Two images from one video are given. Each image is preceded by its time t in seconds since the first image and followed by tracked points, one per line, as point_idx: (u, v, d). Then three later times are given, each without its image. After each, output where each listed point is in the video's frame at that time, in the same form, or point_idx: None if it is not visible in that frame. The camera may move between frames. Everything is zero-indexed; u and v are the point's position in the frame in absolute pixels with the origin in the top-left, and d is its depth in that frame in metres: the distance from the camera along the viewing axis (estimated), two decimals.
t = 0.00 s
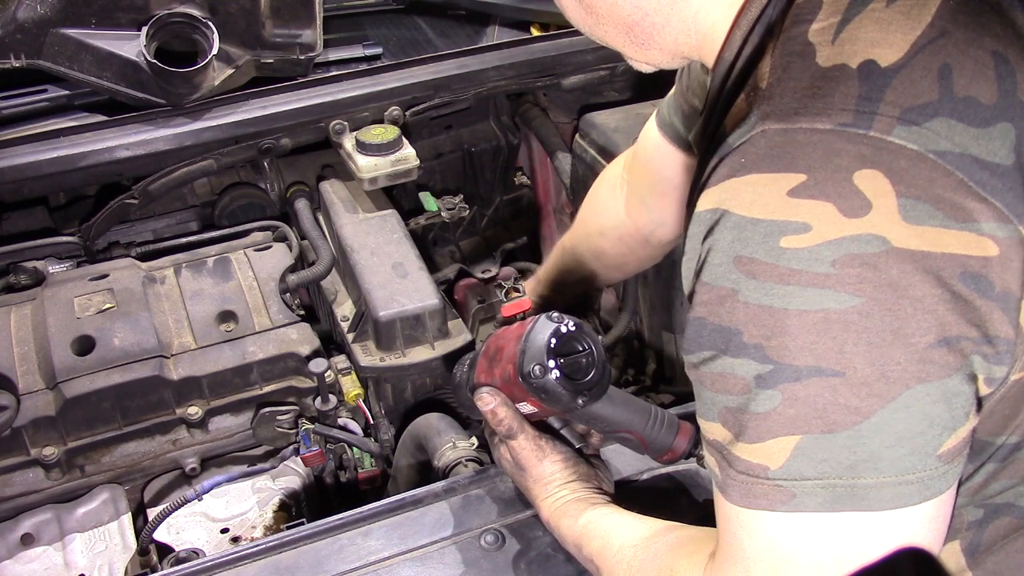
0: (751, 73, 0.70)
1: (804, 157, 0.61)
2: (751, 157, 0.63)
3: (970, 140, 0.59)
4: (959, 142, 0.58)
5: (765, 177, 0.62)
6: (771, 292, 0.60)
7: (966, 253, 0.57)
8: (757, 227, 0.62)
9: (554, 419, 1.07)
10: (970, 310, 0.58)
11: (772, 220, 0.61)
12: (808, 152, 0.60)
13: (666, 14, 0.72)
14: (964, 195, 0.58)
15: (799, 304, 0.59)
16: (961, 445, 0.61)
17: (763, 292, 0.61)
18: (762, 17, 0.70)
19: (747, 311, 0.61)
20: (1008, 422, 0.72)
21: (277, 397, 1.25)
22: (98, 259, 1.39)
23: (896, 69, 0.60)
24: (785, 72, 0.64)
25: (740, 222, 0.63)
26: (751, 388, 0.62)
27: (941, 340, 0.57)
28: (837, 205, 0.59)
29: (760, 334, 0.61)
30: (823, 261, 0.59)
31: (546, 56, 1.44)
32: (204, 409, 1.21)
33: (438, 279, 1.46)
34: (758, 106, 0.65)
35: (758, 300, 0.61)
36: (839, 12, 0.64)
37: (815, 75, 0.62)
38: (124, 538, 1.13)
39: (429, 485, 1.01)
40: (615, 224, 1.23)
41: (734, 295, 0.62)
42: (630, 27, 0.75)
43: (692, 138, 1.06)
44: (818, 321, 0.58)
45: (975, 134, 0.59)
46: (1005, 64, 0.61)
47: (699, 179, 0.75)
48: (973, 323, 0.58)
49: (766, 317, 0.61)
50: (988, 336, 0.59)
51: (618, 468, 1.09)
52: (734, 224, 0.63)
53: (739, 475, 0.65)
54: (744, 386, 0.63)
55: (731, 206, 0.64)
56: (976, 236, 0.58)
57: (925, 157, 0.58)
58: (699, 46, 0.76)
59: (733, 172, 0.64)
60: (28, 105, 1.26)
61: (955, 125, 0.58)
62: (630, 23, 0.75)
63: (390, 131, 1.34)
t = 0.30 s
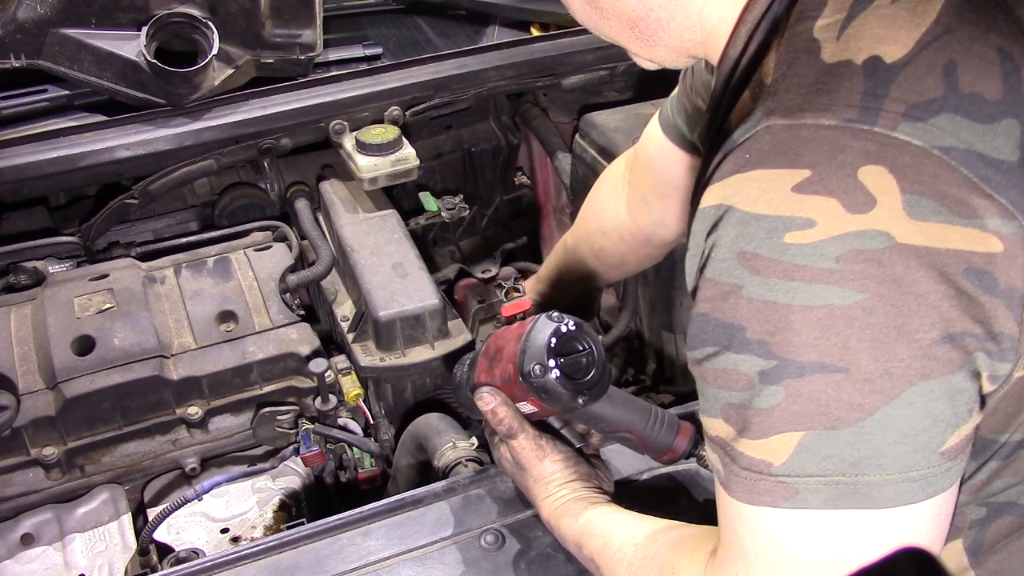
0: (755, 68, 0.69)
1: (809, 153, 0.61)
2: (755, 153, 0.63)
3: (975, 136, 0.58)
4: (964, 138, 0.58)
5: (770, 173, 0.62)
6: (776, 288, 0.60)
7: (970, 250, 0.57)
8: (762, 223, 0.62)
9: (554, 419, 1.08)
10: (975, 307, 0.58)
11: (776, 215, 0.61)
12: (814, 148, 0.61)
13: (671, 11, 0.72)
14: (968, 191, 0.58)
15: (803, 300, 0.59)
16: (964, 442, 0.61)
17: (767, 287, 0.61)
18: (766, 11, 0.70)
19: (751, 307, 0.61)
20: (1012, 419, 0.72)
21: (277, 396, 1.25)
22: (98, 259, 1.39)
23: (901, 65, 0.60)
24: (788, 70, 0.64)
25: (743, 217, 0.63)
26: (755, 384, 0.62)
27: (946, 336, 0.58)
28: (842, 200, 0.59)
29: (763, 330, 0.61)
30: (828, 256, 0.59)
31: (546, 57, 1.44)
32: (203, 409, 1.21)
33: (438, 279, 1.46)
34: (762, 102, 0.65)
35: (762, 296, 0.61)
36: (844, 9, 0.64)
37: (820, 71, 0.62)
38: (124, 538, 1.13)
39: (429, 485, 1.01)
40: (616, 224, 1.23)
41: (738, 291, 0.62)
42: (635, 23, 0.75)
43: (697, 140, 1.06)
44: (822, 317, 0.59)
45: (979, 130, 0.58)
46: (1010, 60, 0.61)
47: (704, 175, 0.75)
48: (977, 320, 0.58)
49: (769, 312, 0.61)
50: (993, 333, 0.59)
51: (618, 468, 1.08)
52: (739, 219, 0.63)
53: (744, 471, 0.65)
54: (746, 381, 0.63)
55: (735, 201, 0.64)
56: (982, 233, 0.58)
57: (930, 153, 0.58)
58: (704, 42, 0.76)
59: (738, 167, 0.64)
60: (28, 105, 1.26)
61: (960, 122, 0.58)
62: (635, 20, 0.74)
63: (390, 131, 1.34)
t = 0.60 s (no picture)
0: (756, 67, 0.69)
1: (807, 151, 0.61)
2: (755, 151, 0.63)
3: (972, 135, 0.58)
4: (962, 136, 0.58)
5: (767, 171, 0.62)
6: (772, 286, 0.60)
7: (968, 248, 0.57)
8: (760, 222, 0.62)
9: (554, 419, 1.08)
10: (971, 306, 0.58)
11: (773, 213, 0.61)
12: (811, 147, 0.60)
13: (673, 8, 0.72)
14: (965, 189, 0.58)
15: (799, 298, 0.59)
16: (961, 441, 0.61)
17: (764, 285, 0.61)
18: (768, 9, 0.70)
19: (749, 305, 0.61)
20: (1010, 419, 0.72)
21: (277, 396, 1.25)
22: (98, 259, 1.39)
23: (898, 64, 0.60)
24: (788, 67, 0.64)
25: (741, 215, 0.63)
26: (752, 381, 0.62)
27: (941, 335, 0.58)
28: (839, 200, 0.59)
29: (761, 327, 0.61)
30: (824, 255, 0.59)
31: (545, 57, 1.44)
32: (204, 409, 1.21)
33: (438, 279, 1.46)
34: (761, 101, 0.65)
35: (760, 294, 0.61)
36: (843, 8, 0.63)
37: (818, 70, 0.62)
38: (124, 538, 1.13)
39: (429, 485, 1.01)
40: (617, 225, 1.23)
41: (736, 288, 0.62)
42: (637, 21, 0.75)
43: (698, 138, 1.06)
44: (819, 317, 0.59)
45: (976, 129, 0.58)
46: (1009, 60, 0.61)
47: (704, 172, 0.75)
48: (974, 319, 0.58)
49: (766, 309, 0.61)
50: (990, 332, 0.59)
51: (618, 468, 1.08)
52: (738, 218, 0.63)
53: (741, 469, 0.64)
54: (745, 379, 0.63)
55: (733, 200, 0.64)
56: (979, 231, 0.58)
57: (926, 151, 0.58)
58: (706, 39, 0.76)
59: (736, 166, 0.64)
60: (28, 105, 1.26)
61: (958, 121, 0.58)
62: (637, 17, 0.74)
63: (390, 131, 1.34)
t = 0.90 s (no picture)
0: (756, 67, 0.69)
1: (807, 152, 0.61)
2: (754, 152, 0.63)
3: (971, 135, 0.59)
4: (961, 137, 0.58)
5: (766, 172, 0.62)
6: (771, 287, 0.60)
7: (967, 248, 0.57)
8: (759, 223, 0.62)
9: (554, 419, 1.08)
10: (971, 306, 0.58)
11: (773, 213, 0.61)
12: (811, 147, 0.61)
13: (672, 8, 0.72)
14: (964, 190, 0.58)
15: (799, 299, 0.59)
16: (961, 441, 0.61)
17: (764, 286, 0.61)
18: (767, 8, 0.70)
19: (749, 305, 0.61)
20: (1009, 418, 0.72)
21: (277, 396, 1.25)
22: (98, 259, 1.39)
23: (899, 63, 0.60)
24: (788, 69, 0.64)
25: (741, 217, 0.63)
26: (753, 382, 0.62)
27: (941, 335, 0.57)
28: (838, 200, 0.59)
29: (762, 328, 0.61)
30: (824, 255, 0.59)
31: (544, 57, 1.44)
32: (204, 409, 1.21)
33: (438, 279, 1.46)
34: (761, 101, 0.65)
35: (760, 295, 0.61)
36: (842, 8, 0.63)
37: (818, 70, 0.63)
38: (124, 538, 1.13)
39: (429, 485, 1.01)
40: (617, 227, 1.23)
41: (736, 289, 0.62)
42: (635, 21, 0.75)
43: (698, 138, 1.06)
44: (819, 318, 0.58)
45: (975, 129, 0.59)
46: (1008, 59, 0.61)
47: (703, 173, 0.75)
48: (974, 319, 0.58)
49: (766, 310, 0.61)
50: (989, 332, 0.59)
51: (618, 468, 1.08)
52: (737, 219, 0.63)
53: (741, 470, 0.64)
54: (745, 380, 0.63)
55: (732, 200, 0.64)
56: (978, 232, 0.58)
57: (926, 151, 0.58)
58: (704, 39, 0.76)
59: (735, 167, 0.64)
60: (28, 105, 1.26)
61: (957, 121, 0.59)
62: (636, 18, 0.74)
63: (390, 131, 1.34)
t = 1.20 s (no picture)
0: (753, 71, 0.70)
1: (800, 162, 0.60)
2: (750, 159, 0.63)
3: (967, 145, 0.58)
4: (957, 146, 0.58)
5: (759, 183, 0.62)
6: (766, 297, 0.60)
7: (962, 260, 0.57)
8: (754, 233, 0.61)
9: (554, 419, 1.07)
10: (966, 316, 0.58)
11: (767, 225, 0.61)
12: (804, 156, 0.60)
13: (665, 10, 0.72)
14: (959, 200, 0.57)
15: (791, 309, 0.59)
16: (957, 449, 0.61)
17: (759, 296, 0.60)
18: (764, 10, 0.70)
19: (744, 314, 0.61)
20: (1003, 425, 0.72)
21: (277, 397, 1.25)
22: (98, 259, 1.39)
23: (892, 72, 0.60)
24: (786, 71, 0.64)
25: (735, 227, 0.62)
26: (746, 392, 0.62)
27: (936, 345, 0.57)
28: (832, 209, 0.59)
29: (754, 336, 0.61)
30: (818, 266, 0.58)
31: (544, 57, 1.44)
32: (204, 409, 1.21)
33: (438, 279, 1.46)
34: (755, 109, 0.65)
35: (755, 305, 0.61)
36: (836, 14, 0.64)
37: (812, 78, 0.62)
38: (124, 538, 1.13)
39: (429, 485, 1.01)
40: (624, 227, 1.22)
41: (731, 298, 0.62)
42: (630, 22, 0.75)
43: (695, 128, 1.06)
44: (813, 328, 0.58)
45: (971, 139, 0.58)
46: (1004, 68, 0.61)
47: (698, 177, 0.75)
48: (969, 328, 0.58)
49: (761, 320, 0.61)
50: (984, 341, 0.59)
51: (618, 468, 1.09)
52: (731, 228, 0.63)
53: (736, 479, 0.65)
54: (739, 389, 0.63)
55: (726, 210, 0.63)
56: (971, 242, 0.57)
57: (920, 161, 0.58)
58: (699, 40, 0.76)
59: (730, 175, 0.64)
60: (28, 105, 1.26)
61: (952, 131, 0.58)
62: (629, 19, 0.75)
63: (390, 131, 1.34)
